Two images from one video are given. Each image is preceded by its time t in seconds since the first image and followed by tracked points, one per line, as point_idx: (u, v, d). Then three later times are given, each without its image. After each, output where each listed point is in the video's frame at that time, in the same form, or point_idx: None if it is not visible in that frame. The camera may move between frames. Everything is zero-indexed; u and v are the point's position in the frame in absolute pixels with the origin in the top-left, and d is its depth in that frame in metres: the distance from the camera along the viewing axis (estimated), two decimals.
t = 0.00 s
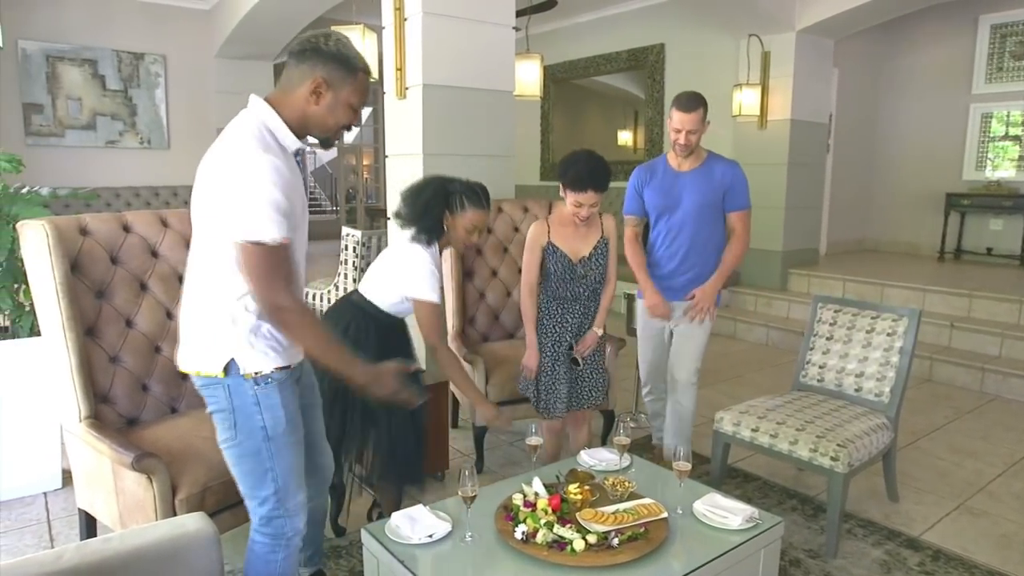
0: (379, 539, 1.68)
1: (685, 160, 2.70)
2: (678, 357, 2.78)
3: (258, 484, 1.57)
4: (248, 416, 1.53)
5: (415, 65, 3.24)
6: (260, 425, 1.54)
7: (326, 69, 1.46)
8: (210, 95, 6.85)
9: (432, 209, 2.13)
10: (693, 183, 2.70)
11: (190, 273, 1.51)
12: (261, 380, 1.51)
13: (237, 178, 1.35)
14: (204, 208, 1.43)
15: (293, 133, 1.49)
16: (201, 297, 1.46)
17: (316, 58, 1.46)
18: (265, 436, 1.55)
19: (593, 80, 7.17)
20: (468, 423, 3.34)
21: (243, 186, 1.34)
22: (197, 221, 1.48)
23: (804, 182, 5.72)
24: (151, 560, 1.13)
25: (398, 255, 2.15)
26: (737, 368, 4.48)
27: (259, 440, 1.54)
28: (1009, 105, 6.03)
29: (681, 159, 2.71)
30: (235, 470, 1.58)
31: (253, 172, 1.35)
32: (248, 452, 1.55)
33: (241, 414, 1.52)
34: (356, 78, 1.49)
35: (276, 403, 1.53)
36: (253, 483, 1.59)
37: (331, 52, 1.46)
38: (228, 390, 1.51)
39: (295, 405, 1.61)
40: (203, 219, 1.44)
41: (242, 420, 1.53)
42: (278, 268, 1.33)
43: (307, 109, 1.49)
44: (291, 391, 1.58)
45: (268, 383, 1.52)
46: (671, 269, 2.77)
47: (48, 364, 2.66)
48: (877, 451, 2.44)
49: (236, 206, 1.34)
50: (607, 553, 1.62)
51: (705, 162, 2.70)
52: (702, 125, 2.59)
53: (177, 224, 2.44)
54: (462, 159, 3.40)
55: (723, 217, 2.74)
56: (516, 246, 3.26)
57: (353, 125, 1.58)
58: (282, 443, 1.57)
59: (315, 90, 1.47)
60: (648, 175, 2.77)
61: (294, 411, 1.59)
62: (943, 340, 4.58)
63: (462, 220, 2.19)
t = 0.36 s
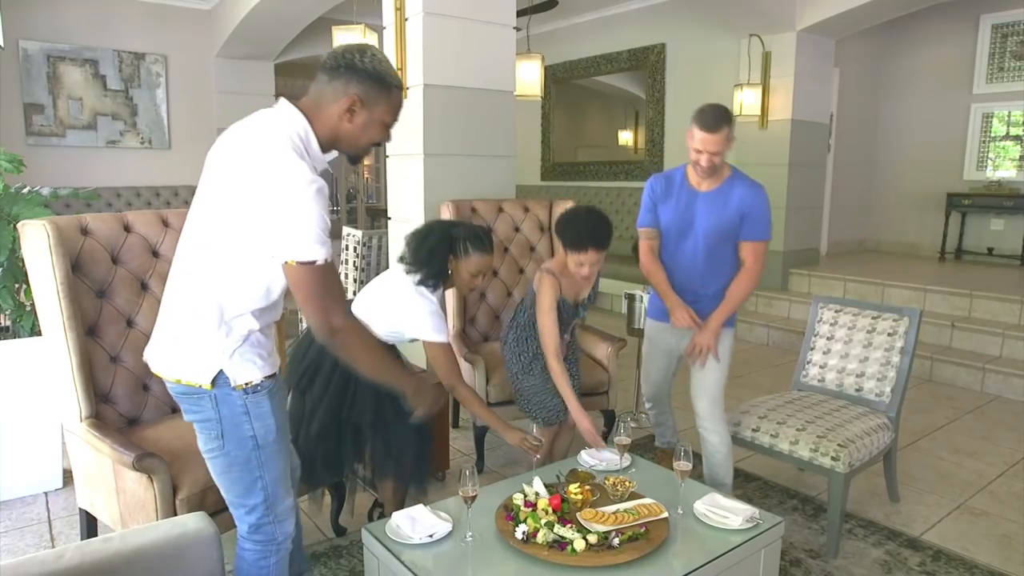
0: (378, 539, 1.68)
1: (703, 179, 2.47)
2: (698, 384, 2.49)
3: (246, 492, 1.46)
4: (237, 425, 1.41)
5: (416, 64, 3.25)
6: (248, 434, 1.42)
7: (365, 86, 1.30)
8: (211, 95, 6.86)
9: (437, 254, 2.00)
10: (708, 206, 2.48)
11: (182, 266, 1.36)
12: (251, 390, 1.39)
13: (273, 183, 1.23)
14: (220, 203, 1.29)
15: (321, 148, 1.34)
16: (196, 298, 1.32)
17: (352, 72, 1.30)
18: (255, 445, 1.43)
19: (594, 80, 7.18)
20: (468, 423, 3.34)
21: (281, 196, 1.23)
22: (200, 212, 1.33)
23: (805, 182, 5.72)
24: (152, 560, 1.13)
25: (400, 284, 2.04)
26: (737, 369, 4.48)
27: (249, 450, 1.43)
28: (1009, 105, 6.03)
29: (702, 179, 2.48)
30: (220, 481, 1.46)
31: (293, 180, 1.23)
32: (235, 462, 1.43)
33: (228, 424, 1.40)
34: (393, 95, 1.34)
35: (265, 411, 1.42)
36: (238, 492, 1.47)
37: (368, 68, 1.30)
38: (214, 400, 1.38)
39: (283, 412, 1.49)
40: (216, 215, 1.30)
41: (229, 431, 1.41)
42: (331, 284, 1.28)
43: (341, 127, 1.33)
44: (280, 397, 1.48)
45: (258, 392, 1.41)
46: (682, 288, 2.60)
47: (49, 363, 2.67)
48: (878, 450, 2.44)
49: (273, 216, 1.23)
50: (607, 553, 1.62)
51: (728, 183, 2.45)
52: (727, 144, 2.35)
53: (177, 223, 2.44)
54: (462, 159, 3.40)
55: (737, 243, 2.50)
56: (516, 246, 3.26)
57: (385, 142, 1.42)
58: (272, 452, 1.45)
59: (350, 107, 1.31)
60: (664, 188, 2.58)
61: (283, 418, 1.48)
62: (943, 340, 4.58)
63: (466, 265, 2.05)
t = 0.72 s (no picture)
0: (377, 538, 1.68)
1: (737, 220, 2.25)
2: (729, 389, 2.45)
3: (233, 494, 1.46)
4: (220, 427, 1.40)
5: (415, 63, 3.24)
6: (233, 436, 1.41)
7: (399, 114, 1.30)
8: (210, 93, 6.85)
9: (416, 229, 2.03)
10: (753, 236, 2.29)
11: (188, 258, 1.34)
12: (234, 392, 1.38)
13: (292, 211, 1.18)
14: (237, 207, 1.26)
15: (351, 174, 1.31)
16: (190, 291, 1.31)
17: (388, 99, 1.30)
18: (240, 448, 1.42)
19: (593, 79, 7.17)
20: (467, 422, 3.34)
21: (294, 224, 1.17)
22: (220, 204, 1.31)
23: (803, 181, 5.72)
24: (150, 558, 1.13)
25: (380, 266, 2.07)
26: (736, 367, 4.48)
27: (233, 452, 1.42)
28: (1008, 104, 6.03)
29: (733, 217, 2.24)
30: (208, 481, 1.46)
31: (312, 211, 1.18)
32: (220, 465, 1.43)
33: (212, 426, 1.40)
34: (425, 125, 1.34)
35: (251, 413, 1.41)
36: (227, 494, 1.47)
37: (405, 95, 1.30)
38: (198, 402, 1.38)
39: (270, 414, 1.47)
40: (230, 215, 1.27)
41: (214, 432, 1.40)
42: (304, 312, 1.20)
43: (371, 152, 1.30)
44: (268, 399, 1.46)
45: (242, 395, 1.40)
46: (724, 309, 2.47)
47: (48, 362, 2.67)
48: (877, 449, 2.44)
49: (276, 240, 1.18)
50: (606, 551, 1.62)
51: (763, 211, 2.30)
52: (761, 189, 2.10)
53: (176, 223, 2.44)
54: (462, 158, 3.40)
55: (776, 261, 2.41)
56: (515, 245, 3.26)
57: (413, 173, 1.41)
58: (258, 454, 1.44)
59: (383, 132, 1.30)
60: (693, 227, 2.27)
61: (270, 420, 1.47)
62: (941, 339, 4.58)
63: (449, 236, 2.05)
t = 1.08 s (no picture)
0: (376, 537, 1.68)
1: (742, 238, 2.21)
2: (740, 392, 2.44)
3: (231, 499, 1.45)
4: (209, 434, 1.39)
5: (414, 61, 3.23)
6: (220, 442, 1.40)
7: (414, 164, 1.37)
8: (208, 92, 6.85)
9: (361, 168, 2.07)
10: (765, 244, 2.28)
11: (184, 286, 1.29)
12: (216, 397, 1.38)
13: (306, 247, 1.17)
14: (241, 258, 1.23)
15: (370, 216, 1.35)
16: (191, 315, 1.28)
17: (405, 153, 1.37)
18: (231, 452, 1.42)
19: (592, 78, 7.16)
20: (466, 421, 3.34)
21: (308, 259, 1.17)
22: (197, 265, 1.28)
23: (802, 180, 5.73)
24: (148, 558, 1.13)
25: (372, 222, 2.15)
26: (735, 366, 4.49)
27: (225, 457, 1.42)
28: (1006, 103, 6.04)
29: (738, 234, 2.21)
30: (203, 489, 1.46)
31: (336, 252, 1.16)
32: (213, 471, 1.42)
33: (200, 433, 1.39)
34: (435, 177, 1.42)
35: (237, 416, 1.41)
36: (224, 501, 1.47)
37: (421, 151, 1.39)
38: (183, 411, 1.37)
39: (256, 416, 1.47)
40: (235, 270, 1.24)
41: (202, 440, 1.40)
42: (354, 347, 1.24)
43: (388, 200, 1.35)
44: (251, 400, 1.46)
45: (225, 400, 1.39)
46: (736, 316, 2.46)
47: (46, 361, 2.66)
48: (875, 448, 2.44)
49: (303, 276, 1.18)
50: (605, 551, 1.62)
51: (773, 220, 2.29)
52: (754, 202, 2.07)
53: (174, 222, 2.44)
54: (460, 157, 3.40)
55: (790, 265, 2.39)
56: (514, 244, 3.25)
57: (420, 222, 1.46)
58: (248, 456, 1.44)
59: (398, 182, 1.35)
60: (698, 244, 2.24)
61: (257, 421, 1.46)
62: (940, 338, 4.59)
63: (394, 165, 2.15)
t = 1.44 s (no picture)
0: (375, 538, 1.68)
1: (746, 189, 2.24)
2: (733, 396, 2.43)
3: (227, 502, 1.45)
4: (202, 436, 1.39)
5: (412, 62, 3.24)
6: (214, 444, 1.40)
7: (406, 200, 1.33)
8: (206, 93, 6.84)
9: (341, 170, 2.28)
10: (757, 216, 2.25)
11: (173, 301, 1.29)
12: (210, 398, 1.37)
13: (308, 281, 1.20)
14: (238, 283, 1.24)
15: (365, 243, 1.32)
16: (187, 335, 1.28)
17: (397, 188, 1.33)
18: (226, 453, 1.41)
19: (591, 79, 7.16)
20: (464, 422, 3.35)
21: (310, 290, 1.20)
22: (188, 284, 1.28)
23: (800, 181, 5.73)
24: (147, 560, 1.13)
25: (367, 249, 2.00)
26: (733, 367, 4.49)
27: (219, 459, 1.41)
28: (1004, 104, 6.05)
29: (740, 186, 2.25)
30: (197, 493, 1.45)
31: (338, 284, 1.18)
32: (207, 474, 1.42)
33: (193, 437, 1.39)
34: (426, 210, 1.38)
35: (230, 416, 1.40)
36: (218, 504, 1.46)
37: (411, 185, 1.35)
38: (175, 416, 1.36)
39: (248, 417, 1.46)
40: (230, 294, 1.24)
41: (196, 443, 1.39)
42: (371, 371, 1.23)
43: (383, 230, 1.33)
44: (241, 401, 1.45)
45: (217, 400, 1.39)
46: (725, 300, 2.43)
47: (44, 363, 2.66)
48: (874, 448, 2.45)
49: (297, 293, 1.21)
50: (603, 552, 1.62)
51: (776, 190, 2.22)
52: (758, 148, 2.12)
53: (173, 223, 2.44)
54: (459, 158, 3.40)
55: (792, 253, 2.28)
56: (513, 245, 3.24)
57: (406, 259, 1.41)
58: (243, 458, 1.43)
59: (393, 218, 1.33)
60: (699, 194, 2.33)
61: (250, 422, 1.45)
62: (938, 339, 4.59)
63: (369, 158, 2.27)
